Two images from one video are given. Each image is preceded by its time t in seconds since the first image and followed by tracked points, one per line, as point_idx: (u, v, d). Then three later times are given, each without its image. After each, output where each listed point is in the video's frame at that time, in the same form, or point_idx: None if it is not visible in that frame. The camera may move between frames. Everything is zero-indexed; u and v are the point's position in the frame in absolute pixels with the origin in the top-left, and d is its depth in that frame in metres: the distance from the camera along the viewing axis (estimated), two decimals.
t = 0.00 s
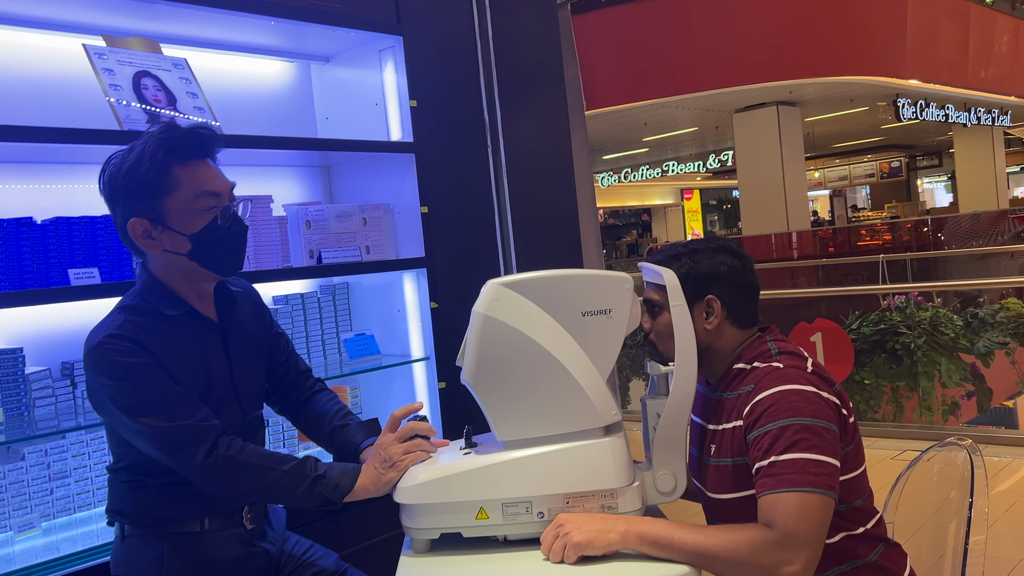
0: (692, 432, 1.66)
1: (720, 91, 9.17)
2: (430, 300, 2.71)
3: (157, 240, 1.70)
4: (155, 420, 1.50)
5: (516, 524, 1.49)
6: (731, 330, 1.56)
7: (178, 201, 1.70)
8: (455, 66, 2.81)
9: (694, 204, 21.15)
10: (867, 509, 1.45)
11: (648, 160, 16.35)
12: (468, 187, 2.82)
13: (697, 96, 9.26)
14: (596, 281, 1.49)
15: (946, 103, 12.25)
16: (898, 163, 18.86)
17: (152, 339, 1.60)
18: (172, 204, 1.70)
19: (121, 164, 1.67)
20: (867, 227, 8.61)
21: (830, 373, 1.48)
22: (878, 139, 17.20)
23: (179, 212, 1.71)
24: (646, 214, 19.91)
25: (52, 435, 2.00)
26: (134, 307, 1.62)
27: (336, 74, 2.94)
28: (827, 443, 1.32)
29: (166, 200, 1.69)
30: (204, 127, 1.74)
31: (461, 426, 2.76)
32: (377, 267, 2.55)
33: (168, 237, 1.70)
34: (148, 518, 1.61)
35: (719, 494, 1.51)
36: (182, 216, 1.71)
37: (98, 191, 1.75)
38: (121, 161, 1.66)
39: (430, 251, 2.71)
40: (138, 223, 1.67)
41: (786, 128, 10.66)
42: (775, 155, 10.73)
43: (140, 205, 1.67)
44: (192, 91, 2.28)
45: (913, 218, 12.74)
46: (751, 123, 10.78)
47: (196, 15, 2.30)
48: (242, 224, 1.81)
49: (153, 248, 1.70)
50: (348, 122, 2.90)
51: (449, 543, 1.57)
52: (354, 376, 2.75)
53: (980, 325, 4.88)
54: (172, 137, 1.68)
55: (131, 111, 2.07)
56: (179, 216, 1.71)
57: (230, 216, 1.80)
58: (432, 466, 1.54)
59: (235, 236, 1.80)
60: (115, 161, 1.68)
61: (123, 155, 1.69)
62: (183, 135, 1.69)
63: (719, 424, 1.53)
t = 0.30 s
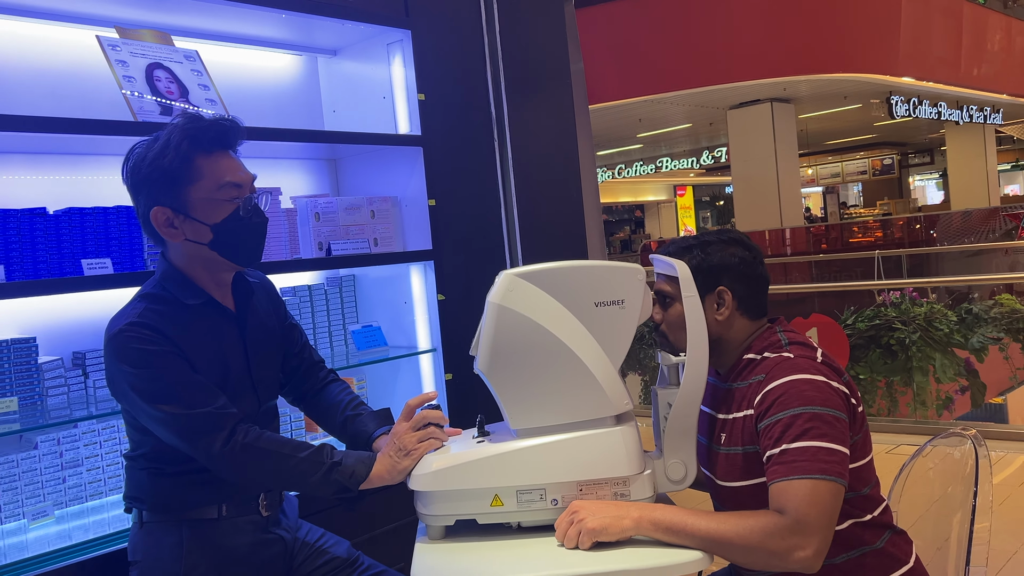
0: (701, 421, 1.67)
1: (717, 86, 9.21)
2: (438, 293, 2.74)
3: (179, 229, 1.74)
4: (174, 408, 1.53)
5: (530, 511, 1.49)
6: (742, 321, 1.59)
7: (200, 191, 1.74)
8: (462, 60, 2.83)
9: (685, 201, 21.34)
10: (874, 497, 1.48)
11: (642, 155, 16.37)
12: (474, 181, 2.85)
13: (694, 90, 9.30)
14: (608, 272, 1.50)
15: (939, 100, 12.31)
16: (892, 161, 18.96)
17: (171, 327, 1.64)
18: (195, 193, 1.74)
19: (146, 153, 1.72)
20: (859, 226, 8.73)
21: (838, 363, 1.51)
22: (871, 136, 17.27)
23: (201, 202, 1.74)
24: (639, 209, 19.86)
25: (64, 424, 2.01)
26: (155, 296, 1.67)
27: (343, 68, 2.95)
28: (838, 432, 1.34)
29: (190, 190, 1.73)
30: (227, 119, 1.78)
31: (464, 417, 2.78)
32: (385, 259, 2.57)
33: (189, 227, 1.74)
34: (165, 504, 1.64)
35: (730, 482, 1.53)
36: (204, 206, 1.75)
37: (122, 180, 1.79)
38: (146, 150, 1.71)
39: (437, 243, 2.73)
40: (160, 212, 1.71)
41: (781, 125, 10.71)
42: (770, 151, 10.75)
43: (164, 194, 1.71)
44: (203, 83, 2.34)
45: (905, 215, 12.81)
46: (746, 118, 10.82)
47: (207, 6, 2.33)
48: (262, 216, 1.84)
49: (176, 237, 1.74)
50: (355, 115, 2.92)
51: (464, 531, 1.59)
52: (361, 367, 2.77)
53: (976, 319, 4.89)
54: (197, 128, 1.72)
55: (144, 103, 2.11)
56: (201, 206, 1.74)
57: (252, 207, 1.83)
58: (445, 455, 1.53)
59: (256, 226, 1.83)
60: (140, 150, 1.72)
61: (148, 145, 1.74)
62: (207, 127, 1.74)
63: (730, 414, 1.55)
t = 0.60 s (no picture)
0: (714, 419, 1.68)
1: (723, 84, 9.21)
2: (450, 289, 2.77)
3: (202, 225, 1.76)
4: (196, 401, 1.55)
5: (546, 506, 1.47)
6: (755, 319, 1.60)
7: (223, 188, 1.77)
8: (473, 58, 2.85)
9: (688, 198, 21.34)
10: (886, 494, 1.50)
11: (646, 152, 16.35)
12: (485, 179, 2.86)
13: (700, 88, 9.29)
14: (625, 269, 1.47)
15: (944, 99, 12.28)
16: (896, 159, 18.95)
17: (193, 322, 1.66)
18: (218, 190, 1.77)
19: (169, 151, 1.75)
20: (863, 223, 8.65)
21: (851, 362, 1.53)
22: (875, 135, 17.26)
23: (223, 198, 1.77)
24: (642, 207, 19.81)
25: (83, 418, 2.04)
26: (177, 291, 1.69)
27: (356, 66, 2.97)
28: (852, 429, 1.36)
29: (212, 186, 1.76)
30: (250, 117, 1.80)
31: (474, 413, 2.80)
32: (397, 256, 2.59)
33: (212, 222, 1.77)
34: (185, 497, 1.66)
35: (744, 480, 1.54)
36: (226, 202, 1.77)
37: (146, 177, 1.82)
38: (170, 148, 1.73)
39: (449, 241, 2.75)
40: (184, 208, 1.74)
41: (786, 123, 10.72)
42: (775, 149, 10.74)
43: (187, 190, 1.74)
44: (220, 81, 2.41)
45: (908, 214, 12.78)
46: (750, 116, 10.81)
47: (223, 5, 2.36)
48: (283, 213, 1.86)
49: (198, 233, 1.77)
50: (368, 112, 2.93)
51: (481, 524, 1.58)
52: (373, 363, 2.79)
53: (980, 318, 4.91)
54: (221, 125, 1.74)
55: (162, 101, 2.20)
56: (223, 202, 1.77)
57: (273, 204, 1.85)
58: (461, 450, 1.52)
59: (277, 223, 1.85)
60: (164, 147, 1.75)
61: (171, 142, 1.76)
62: (230, 125, 1.75)
63: (744, 411, 1.56)
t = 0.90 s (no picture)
0: (723, 419, 1.68)
1: (730, 81, 9.18)
2: (457, 288, 2.77)
3: (213, 225, 1.78)
4: (207, 400, 1.56)
5: (555, 506, 1.46)
6: (765, 320, 1.60)
7: (234, 187, 1.78)
8: (481, 57, 2.85)
9: (694, 196, 21.30)
10: (895, 495, 1.50)
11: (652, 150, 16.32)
12: (492, 178, 2.87)
13: (707, 85, 9.26)
14: (633, 270, 1.47)
15: (951, 96, 12.22)
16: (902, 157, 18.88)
17: (204, 321, 1.68)
18: (229, 190, 1.78)
19: (181, 150, 1.76)
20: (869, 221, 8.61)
21: (861, 362, 1.53)
22: (882, 132, 17.19)
23: (234, 198, 1.78)
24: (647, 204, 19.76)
25: (94, 416, 2.05)
26: (188, 291, 1.70)
27: (365, 65, 2.98)
28: (861, 430, 1.36)
29: (224, 186, 1.77)
30: (261, 117, 1.81)
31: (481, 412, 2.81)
32: (406, 255, 2.60)
33: (223, 222, 1.78)
34: (196, 496, 1.68)
35: (753, 480, 1.54)
36: (238, 202, 1.78)
37: (157, 177, 1.83)
38: (182, 148, 1.75)
39: (457, 239, 2.76)
40: (196, 208, 1.75)
41: (792, 121, 10.69)
42: (781, 146, 10.71)
43: (199, 189, 1.75)
44: (231, 80, 2.43)
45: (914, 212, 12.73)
46: (756, 114, 10.79)
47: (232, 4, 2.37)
48: (294, 212, 1.87)
49: (209, 232, 1.78)
50: (376, 111, 2.94)
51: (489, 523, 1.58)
52: (381, 361, 2.80)
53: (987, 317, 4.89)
54: (232, 125, 1.76)
55: (173, 100, 2.22)
56: (235, 202, 1.78)
57: (284, 203, 1.86)
58: (470, 449, 1.52)
59: (288, 223, 1.86)
60: (176, 147, 1.76)
61: (183, 142, 1.77)
62: (241, 125, 1.77)
63: (753, 412, 1.56)
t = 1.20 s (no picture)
0: (726, 416, 1.68)
1: (731, 78, 9.17)
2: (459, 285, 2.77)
3: (213, 222, 1.77)
4: (208, 397, 1.56)
5: (558, 502, 1.45)
6: (767, 316, 1.59)
7: (234, 184, 1.77)
8: (481, 54, 2.85)
9: (695, 193, 21.27)
10: (899, 491, 1.49)
11: (653, 147, 16.31)
12: (493, 175, 2.87)
13: (708, 82, 9.25)
14: (635, 266, 1.46)
15: (952, 93, 12.20)
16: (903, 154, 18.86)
17: (205, 319, 1.67)
18: (228, 186, 1.77)
19: (179, 148, 1.75)
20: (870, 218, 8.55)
21: (864, 358, 1.52)
22: (883, 129, 17.16)
23: (234, 194, 1.77)
24: (647, 202, 19.75)
25: (95, 414, 2.05)
26: (188, 288, 1.70)
27: (365, 62, 2.97)
28: (865, 427, 1.35)
29: (223, 183, 1.76)
30: (260, 114, 1.81)
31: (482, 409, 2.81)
32: (406, 252, 2.59)
33: (223, 219, 1.77)
34: (197, 493, 1.67)
35: (756, 477, 1.53)
36: (237, 198, 1.78)
37: (156, 174, 1.83)
38: (180, 145, 1.74)
39: (457, 237, 2.75)
40: (195, 205, 1.75)
41: (793, 118, 10.67)
42: (782, 144, 10.70)
43: (198, 187, 1.74)
44: (231, 77, 2.43)
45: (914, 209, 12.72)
46: (757, 112, 10.78)
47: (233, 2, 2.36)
48: (293, 208, 1.87)
49: (209, 229, 1.78)
50: (376, 108, 2.94)
51: (490, 519, 1.58)
52: (382, 359, 2.79)
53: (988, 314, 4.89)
54: (230, 121, 1.75)
55: (173, 97, 2.22)
56: (234, 199, 1.77)
57: (284, 200, 1.86)
58: (472, 446, 1.52)
59: (288, 219, 1.86)
60: (174, 144, 1.76)
61: (181, 139, 1.77)
62: (240, 121, 1.76)
63: (756, 408, 1.56)
